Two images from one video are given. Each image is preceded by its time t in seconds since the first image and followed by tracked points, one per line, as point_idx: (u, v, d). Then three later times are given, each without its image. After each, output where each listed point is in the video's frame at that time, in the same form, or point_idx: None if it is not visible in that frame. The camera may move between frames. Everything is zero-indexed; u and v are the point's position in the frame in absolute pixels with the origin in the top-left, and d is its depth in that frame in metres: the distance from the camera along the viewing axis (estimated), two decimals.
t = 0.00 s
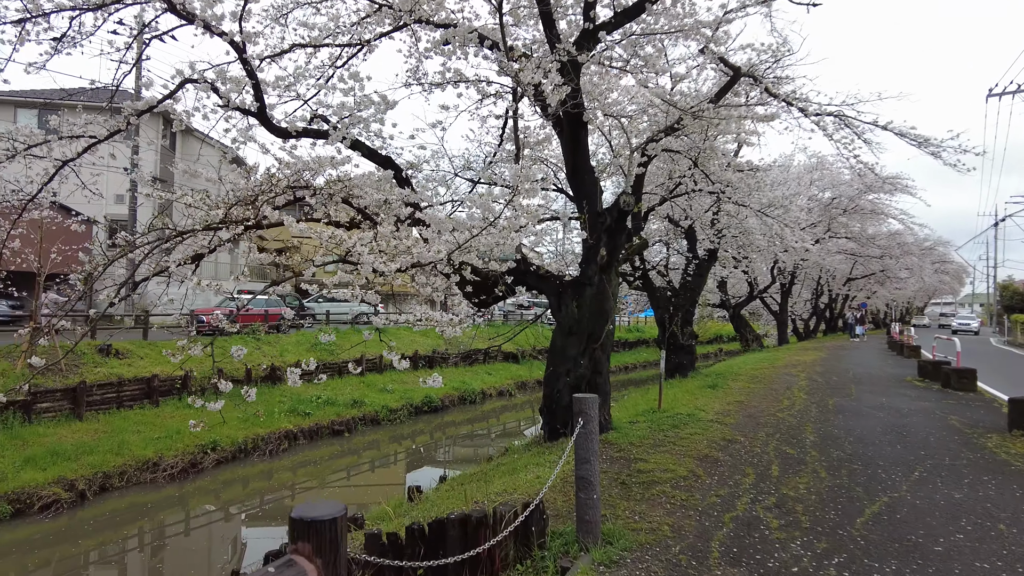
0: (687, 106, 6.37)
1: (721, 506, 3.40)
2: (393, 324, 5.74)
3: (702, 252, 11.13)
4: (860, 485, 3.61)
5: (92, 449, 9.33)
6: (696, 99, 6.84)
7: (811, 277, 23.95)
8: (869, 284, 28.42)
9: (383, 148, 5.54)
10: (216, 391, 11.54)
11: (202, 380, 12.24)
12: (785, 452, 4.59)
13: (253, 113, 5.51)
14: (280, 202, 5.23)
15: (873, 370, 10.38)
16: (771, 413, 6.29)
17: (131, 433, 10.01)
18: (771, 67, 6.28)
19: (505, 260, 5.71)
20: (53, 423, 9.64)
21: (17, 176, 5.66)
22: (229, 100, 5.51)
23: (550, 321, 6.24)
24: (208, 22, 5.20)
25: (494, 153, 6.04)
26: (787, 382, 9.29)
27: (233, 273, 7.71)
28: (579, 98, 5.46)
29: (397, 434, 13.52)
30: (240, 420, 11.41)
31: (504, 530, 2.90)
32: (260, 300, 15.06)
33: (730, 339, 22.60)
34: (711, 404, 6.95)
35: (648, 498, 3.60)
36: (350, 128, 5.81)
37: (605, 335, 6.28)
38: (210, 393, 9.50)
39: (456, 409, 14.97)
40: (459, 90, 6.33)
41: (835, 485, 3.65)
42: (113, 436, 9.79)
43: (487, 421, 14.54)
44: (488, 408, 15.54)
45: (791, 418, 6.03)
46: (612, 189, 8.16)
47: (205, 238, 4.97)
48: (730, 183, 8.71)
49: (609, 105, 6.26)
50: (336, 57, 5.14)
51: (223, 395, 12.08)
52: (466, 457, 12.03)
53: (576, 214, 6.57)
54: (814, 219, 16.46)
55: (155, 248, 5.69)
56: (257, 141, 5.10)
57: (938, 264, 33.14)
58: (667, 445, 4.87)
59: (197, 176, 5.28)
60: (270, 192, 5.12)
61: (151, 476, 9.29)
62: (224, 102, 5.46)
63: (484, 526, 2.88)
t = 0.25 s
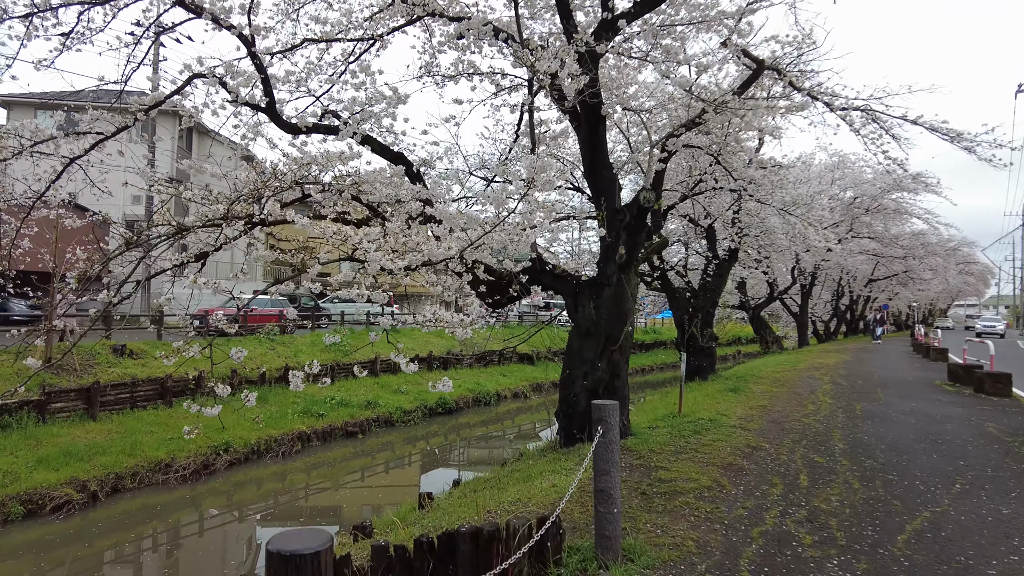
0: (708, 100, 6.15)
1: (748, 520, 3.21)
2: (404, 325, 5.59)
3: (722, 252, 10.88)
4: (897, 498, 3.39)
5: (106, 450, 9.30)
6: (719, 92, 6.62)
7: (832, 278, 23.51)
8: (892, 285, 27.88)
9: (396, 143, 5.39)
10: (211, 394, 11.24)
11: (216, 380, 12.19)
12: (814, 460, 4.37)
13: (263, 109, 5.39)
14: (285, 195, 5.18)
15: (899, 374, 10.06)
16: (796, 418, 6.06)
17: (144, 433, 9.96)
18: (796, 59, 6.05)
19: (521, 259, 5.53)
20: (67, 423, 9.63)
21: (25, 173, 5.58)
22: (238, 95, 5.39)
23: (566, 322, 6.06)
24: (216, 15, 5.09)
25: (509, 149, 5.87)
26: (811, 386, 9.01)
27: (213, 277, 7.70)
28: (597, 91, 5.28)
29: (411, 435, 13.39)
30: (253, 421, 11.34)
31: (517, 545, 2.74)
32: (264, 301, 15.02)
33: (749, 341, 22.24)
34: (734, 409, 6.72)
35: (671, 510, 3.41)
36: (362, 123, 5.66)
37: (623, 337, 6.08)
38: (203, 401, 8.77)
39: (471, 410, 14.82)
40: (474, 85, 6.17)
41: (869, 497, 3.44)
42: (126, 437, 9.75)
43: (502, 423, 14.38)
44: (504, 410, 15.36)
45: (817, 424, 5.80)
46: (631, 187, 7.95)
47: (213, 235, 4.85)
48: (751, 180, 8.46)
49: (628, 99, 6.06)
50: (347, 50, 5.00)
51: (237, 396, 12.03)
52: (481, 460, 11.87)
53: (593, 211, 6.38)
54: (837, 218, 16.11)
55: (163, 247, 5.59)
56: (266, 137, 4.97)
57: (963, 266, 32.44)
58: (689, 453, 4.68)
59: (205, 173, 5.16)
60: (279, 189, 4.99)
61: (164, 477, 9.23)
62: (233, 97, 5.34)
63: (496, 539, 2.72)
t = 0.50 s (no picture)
0: (721, 96, 5.98)
1: (769, 536, 3.03)
2: (409, 329, 5.44)
3: (735, 253, 10.68)
4: (927, 512, 3.20)
5: (111, 453, 9.22)
6: (732, 89, 6.44)
7: (845, 280, 23.20)
8: (906, 287, 27.51)
9: (400, 142, 5.26)
10: (199, 403, 10.89)
11: (222, 383, 12.10)
12: (835, 470, 4.18)
13: (265, 107, 5.27)
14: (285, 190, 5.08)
15: (917, 378, 9.82)
16: (814, 424, 5.86)
17: (149, 437, 9.87)
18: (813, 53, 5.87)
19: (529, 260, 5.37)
20: (72, 426, 9.56)
21: (23, 172, 5.48)
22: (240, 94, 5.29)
23: (576, 325, 5.90)
24: (216, 11, 4.98)
25: (517, 147, 5.72)
26: (827, 390, 8.80)
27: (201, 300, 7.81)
28: (608, 87, 5.13)
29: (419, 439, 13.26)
30: (259, 425, 11.23)
31: (523, 563, 2.58)
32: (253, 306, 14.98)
33: (761, 344, 21.96)
34: (749, 414, 6.53)
35: (686, 524, 3.24)
36: (366, 122, 5.54)
37: (635, 340, 5.92)
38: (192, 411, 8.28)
39: (479, 413, 14.67)
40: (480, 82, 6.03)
41: (896, 511, 3.26)
42: (132, 440, 9.67)
43: (511, 427, 14.22)
44: (512, 413, 15.20)
45: (836, 431, 5.60)
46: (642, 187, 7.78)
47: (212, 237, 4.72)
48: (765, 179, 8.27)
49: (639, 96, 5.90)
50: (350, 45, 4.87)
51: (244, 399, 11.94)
52: (490, 464, 11.71)
53: (604, 211, 6.22)
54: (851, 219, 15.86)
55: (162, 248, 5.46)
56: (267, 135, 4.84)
57: (978, 267, 31.97)
58: (704, 463, 4.50)
59: (206, 173, 5.04)
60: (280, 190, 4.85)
61: (169, 481, 9.14)
62: (235, 95, 5.23)
63: (501, 558, 2.56)
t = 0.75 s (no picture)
0: (732, 90, 5.81)
1: (787, 550, 2.86)
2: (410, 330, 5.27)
3: (745, 253, 10.48)
4: (956, 525, 3.02)
5: (112, 456, 9.11)
6: (743, 83, 6.26)
7: (856, 281, 22.90)
8: (918, 288, 27.15)
9: (402, 137, 5.12)
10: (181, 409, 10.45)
11: (226, 385, 11.99)
12: (854, 477, 4.00)
13: (263, 102, 5.14)
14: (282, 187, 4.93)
15: (934, 381, 9.59)
16: (829, 429, 5.68)
17: (152, 440, 9.75)
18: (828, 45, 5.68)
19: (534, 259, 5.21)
20: (74, 429, 9.47)
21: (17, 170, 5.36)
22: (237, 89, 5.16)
23: (583, 326, 5.73)
24: (212, 4, 4.85)
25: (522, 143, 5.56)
26: (840, 393, 8.59)
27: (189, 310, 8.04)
28: (615, 80, 4.96)
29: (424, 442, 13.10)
30: (263, 428, 11.11)
31: None
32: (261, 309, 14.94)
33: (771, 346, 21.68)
34: (761, 418, 6.33)
35: (699, 536, 3.08)
36: (367, 117, 5.39)
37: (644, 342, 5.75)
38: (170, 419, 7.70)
39: (485, 416, 14.50)
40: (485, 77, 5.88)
41: (922, 523, 3.08)
42: (133, 443, 9.56)
43: (518, 430, 14.04)
44: (519, 416, 15.04)
45: (853, 436, 5.41)
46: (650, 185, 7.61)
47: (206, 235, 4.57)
48: (777, 177, 8.08)
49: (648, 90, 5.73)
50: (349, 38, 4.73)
51: (247, 401, 11.81)
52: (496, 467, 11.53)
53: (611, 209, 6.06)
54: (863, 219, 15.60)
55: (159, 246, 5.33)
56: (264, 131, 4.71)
57: (992, 268, 31.54)
58: (716, 470, 4.32)
59: (202, 170, 4.90)
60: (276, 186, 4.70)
61: (170, 484, 9.02)
62: (232, 90, 5.10)
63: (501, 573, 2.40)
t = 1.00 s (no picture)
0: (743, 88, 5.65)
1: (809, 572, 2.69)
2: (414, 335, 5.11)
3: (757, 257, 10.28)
4: (990, 546, 2.85)
5: (114, 462, 9.00)
6: (756, 81, 6.09)
7: (869, 285, 22.56)
8: (932, 292, 26.75)
9: (403, 138, 4.99)
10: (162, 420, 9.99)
11: (232, 390, 11.89)
12: (875, 491, 3.81)
13: (262, 103, 5.03)
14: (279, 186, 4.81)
15: (952, 388, 9.33)
16: (847, 439, 5.48)
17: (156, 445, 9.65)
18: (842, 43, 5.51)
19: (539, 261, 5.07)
20: (78, 434, 9.39)
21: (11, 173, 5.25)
22: (236, 89, 5.05)
23: (591, 332, 5.57)
24: (210, 2, 4.74)
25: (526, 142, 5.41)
26: (857, 400, 8.37)
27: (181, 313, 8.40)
28: (623, 78, 4.82)
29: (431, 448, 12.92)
30: (268, 433, 10.99)
31: None
32: (258, 310, 14.94)
33: (783, 351, 21.38)
34: (775, 427, 6.14)
35: (713, 555, 2.91)
36: (369, 118, 5.27)
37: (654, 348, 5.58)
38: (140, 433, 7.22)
39: (492, 421, 14.32)
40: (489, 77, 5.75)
41: (952, 543, 2.90)
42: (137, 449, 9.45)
43: (527, 435, 13.86)
44: (528, 422, 14.87)
45: (872, 445, 5.21)
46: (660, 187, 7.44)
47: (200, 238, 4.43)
48: (790, 178, 7.88)
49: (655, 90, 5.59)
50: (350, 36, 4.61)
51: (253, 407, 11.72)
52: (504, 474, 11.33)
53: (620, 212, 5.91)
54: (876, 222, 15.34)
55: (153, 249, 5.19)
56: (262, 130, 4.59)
57: (1008, 272, 31.05)
58: (729, 483, 4.15)
59: (199, 172, 4.79)
60: (273, 186, 4.56)
61: (173, 491, 8.92)
62: (232, 91, 4.99)
63: None
